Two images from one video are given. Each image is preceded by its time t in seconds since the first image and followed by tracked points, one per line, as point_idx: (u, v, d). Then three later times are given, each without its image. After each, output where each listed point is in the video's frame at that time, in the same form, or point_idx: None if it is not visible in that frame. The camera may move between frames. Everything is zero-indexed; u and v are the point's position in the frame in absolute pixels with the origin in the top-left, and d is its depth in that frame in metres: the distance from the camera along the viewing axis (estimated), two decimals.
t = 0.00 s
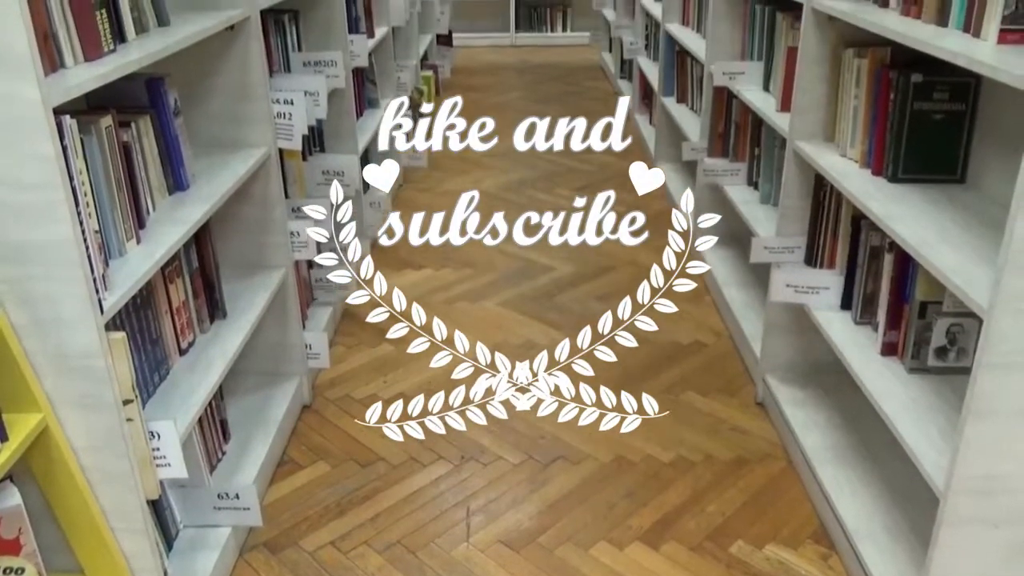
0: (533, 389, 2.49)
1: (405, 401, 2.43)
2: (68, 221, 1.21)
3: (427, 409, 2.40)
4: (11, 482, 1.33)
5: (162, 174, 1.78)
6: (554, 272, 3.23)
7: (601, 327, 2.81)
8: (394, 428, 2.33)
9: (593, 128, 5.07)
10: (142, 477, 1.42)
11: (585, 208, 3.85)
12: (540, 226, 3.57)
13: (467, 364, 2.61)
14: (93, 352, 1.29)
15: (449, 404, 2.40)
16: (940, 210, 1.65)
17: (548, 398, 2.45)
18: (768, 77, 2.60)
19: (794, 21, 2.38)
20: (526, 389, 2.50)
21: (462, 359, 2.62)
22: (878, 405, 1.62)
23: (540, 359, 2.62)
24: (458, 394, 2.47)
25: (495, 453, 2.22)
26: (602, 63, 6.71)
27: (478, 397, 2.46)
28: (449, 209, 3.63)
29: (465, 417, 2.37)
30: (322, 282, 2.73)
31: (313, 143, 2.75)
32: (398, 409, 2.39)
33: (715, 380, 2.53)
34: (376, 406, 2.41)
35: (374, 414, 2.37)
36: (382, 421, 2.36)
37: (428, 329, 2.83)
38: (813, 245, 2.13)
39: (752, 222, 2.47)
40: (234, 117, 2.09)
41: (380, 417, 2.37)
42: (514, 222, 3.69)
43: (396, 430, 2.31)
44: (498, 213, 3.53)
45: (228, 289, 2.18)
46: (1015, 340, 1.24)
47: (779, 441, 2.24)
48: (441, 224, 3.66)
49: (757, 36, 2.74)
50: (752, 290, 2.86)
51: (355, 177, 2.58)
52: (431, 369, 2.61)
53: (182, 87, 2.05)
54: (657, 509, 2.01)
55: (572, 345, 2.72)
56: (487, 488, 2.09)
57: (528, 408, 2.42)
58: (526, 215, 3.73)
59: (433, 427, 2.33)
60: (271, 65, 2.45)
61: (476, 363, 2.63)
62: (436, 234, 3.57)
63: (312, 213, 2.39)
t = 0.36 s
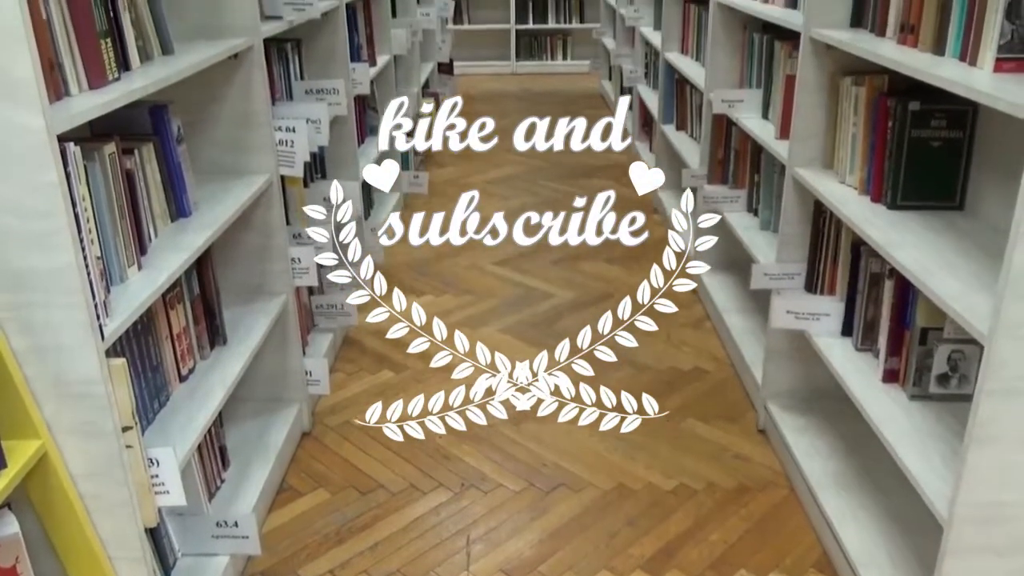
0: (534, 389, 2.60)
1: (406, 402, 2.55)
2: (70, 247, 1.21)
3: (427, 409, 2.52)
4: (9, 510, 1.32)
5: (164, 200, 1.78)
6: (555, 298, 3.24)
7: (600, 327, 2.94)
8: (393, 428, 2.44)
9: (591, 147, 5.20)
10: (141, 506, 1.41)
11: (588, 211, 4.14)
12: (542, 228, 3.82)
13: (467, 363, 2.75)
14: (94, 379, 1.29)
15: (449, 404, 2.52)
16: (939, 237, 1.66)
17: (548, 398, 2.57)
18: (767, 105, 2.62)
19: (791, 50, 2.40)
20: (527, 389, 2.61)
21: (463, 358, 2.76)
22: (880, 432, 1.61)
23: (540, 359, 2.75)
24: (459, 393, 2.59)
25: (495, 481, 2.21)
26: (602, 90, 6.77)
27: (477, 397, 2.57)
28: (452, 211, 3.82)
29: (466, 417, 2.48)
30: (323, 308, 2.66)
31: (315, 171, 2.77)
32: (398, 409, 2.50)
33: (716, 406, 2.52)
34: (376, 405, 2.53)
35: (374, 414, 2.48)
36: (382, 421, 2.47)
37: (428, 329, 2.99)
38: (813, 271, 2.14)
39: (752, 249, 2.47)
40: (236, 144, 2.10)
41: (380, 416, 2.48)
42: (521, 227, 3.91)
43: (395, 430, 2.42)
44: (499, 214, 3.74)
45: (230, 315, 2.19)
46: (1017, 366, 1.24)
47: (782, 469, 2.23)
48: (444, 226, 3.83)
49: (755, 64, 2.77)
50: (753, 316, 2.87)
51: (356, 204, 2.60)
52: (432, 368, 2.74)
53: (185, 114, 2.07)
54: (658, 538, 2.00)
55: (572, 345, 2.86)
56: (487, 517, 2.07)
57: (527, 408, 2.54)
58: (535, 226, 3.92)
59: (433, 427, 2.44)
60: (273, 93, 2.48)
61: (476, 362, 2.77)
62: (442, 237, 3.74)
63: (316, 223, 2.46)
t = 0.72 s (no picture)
0: (534, 389, 2.73)
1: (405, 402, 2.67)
2: (72, 270, 1.21)
3: (427, 408, 2.64)
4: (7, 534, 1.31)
5: (166, 223, 1.79)
6: (555, 320, 3.24)
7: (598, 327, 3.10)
8: (393, 428, 2.54)
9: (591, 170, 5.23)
10: (139, 530, 1.41)
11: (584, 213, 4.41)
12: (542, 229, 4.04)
13: (467, 363, 2.89)
14: (94, 401, 1.29)
15: (449, 404, 2.64)
16: (939, 259, 1.66)
17: (548, 398, 2.69)
18: (766, 128, 2.64)
19: (790, 74, 2.42)
20: (526, 389, 2.73)
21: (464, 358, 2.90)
22: (882, 455, 1.60)
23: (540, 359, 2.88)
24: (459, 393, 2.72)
25: (496, 504, 2.20)
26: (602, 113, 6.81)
27: (477, 397, 2.69)
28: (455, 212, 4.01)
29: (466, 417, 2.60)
30: (323, 330, 2.66)
31: (317, 193, 2.79)
32: (398, 409, 2.62)
33: (717, 429, 2.52)
34: (376, 404, 2.65)
35: (374, 415, 2.59)
36: (382, 421, 2.58)
37: (427, 330, 3.16)
38: (814, 293, 2.14)
39: (753, 271, 2.48)
40: (237, 166, 2.11)
41: (380, 416, 2.59)
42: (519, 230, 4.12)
43: (395, 430, 2.52)
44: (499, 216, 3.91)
45: (230, 337, 2.18)
46: (1019, 389, 1.23)
47: (784, 493, 2.21)
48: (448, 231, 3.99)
49: (754, 87, 2.79)
50: (753, 338, 2.86)
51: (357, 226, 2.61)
52: (433, 369, 2.88)
53: (187, 137, 2.08)
54: (660, 562, 1.98)
55: (571, 345, 3.00)
56: (488, 541, 2.06)
57: (527, 412, 2.63)
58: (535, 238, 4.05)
59: (433, 427, 2.55)
60: (276, 116, 2.49)
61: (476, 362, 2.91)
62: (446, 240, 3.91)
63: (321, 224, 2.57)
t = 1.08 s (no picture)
0: (534, 389, 2.84)
1: (406, 402, 2.78)
2: (74, 290, 1.21)
3: (427, 408, 2.74)
4: (4, 556, 1.30)
5: (167, 242, 1.79)
6: (555, 340, 3.23)
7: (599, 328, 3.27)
8: (393, 427, 2.65)
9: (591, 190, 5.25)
10: (138, 551, 1.40)
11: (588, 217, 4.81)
12: (545, 229, 4.36)
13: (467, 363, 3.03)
14: (94, 421, 1.29)
15: (449, 405, 2.74)
16: (941, 279, 1.66)
17: (548, 398, 2.80)
18: (766, 148, 2.65)
19: (789, 95, 2.44)
20: (527, 389, 2.85)
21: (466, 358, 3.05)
22: (885, 476, 1.60)
23: (540, 360, 3.03)
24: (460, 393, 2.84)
25: (496, 525, 2.19)
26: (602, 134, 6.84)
27: (477, 396, 2.81)
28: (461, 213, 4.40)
29: (466, 417, 2.70)
30: (324, 350, 2.66)
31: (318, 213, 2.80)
32: (398, 409, 2.72)
33: (718, 449, 2.51)
34: (377, 404, 2.77)
35: (373, 414, 2.70)
36: (382, 420, 2.68)
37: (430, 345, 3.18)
38: (815, 314, 2.14)
39: (753, 291, 2.47)
40: (238, 186, 2.12)
41: (380, 416, 2.70)
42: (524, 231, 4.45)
43: (395, 430, 2.62)
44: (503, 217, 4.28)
45: (231, 356, 2.18)
46: (1020, 409, 1.23)
47: (786, 514, 2.20)
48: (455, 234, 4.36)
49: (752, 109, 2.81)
50: (754, 358, 2.86)
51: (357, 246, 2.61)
52: (435, 381, 2.92)
53: (189, 157, 2.09)
54: None
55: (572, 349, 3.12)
56: (488, 563, 2.05)
57: (528, 433, 2.62)
58: (534, 238, 4.35)
59: (433, 427, 2.65)
60: (277, 136, 2.50)
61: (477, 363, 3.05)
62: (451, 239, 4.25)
63: (322, 226, 2.71)
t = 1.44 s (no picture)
0: (534, 390, 2.99)
1: (406, 403, 2.90)
2: (75, 309, 1.21)
3: (427, 409, 2.86)
4: None
5: (168, 261, 1.79)
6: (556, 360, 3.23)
7: (596, 331, 3.47)
8: (393, 427, 2.76)
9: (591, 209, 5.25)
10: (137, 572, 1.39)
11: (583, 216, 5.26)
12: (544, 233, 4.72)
13: (468, 363, 3.20)
14: (93, 441, 1.28)
15: (449, 405, 2.87)
16: (942, 299, 1.66)
17: (547, 399, 2.93)
18: (766, 167, 2.66)
19: (789, 115, 2.45)
20: (526, 390, 2.99)
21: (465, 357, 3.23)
22: (887, 496, 1.59)
23: (540, 361, 3.19)
24: (459, 393, 2.97)
25: (496, 546, 2.17)
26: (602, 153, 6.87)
27: (478, 396, 2.95)
28: (460, 213, 5.26)
29: (466, 417, 2.82)
30: (324, 369, 2.66)
31: (319, 232, 2.81)
32: (398, 409, 2.84)
33: (721, 469, 2.50)
34: (377, 403, 2.90)
35: (373, 415, 2.82)
36: (382, 420, 2.80)
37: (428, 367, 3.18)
38: (816, 333, 2.14)
39: (754, 310, 2.47)
40: (239, 206, 2.13)
41: (380, 416, 2.81)
42: (521, 231, 4.87)
43: (395, 430, 2.73)
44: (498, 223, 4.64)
45: (231, 376, 2.18)
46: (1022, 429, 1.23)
47: (790, 536, 2.18)
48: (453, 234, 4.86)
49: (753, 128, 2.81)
50: (755, 378, 2.85)
51: (357, 265, 2.62)
52: (435, 400, 2.92)
53: (191, 176, 2.10)
54: None
55: (569, 357, 3.23)
56: None
57: (529, 452, 2.61)
58: (534, 239, 4.72)
59: (433, 428, 2.75)
60: (279, 156, 2.51)
61: (476, 362, 3.22)
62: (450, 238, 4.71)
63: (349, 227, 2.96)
